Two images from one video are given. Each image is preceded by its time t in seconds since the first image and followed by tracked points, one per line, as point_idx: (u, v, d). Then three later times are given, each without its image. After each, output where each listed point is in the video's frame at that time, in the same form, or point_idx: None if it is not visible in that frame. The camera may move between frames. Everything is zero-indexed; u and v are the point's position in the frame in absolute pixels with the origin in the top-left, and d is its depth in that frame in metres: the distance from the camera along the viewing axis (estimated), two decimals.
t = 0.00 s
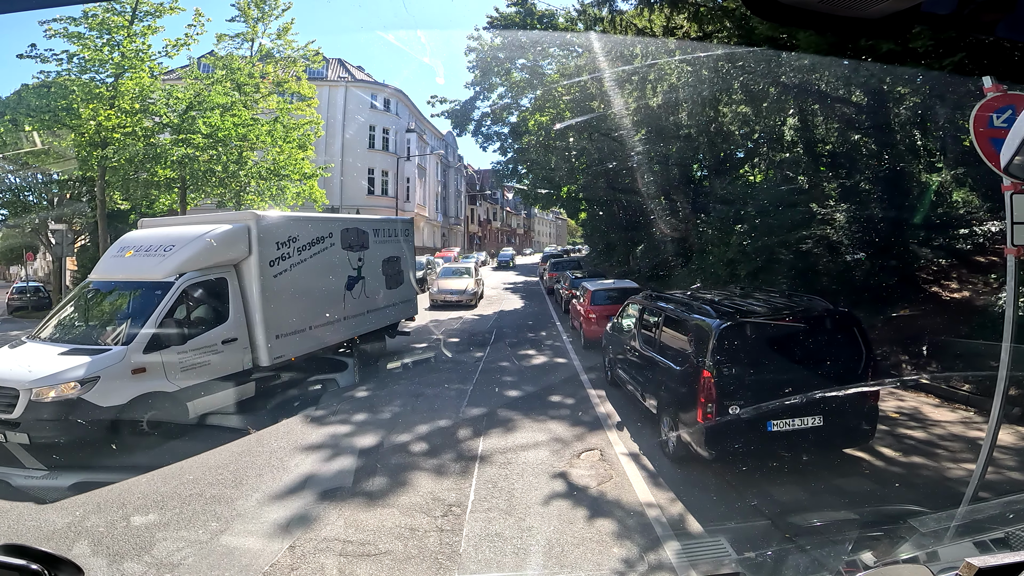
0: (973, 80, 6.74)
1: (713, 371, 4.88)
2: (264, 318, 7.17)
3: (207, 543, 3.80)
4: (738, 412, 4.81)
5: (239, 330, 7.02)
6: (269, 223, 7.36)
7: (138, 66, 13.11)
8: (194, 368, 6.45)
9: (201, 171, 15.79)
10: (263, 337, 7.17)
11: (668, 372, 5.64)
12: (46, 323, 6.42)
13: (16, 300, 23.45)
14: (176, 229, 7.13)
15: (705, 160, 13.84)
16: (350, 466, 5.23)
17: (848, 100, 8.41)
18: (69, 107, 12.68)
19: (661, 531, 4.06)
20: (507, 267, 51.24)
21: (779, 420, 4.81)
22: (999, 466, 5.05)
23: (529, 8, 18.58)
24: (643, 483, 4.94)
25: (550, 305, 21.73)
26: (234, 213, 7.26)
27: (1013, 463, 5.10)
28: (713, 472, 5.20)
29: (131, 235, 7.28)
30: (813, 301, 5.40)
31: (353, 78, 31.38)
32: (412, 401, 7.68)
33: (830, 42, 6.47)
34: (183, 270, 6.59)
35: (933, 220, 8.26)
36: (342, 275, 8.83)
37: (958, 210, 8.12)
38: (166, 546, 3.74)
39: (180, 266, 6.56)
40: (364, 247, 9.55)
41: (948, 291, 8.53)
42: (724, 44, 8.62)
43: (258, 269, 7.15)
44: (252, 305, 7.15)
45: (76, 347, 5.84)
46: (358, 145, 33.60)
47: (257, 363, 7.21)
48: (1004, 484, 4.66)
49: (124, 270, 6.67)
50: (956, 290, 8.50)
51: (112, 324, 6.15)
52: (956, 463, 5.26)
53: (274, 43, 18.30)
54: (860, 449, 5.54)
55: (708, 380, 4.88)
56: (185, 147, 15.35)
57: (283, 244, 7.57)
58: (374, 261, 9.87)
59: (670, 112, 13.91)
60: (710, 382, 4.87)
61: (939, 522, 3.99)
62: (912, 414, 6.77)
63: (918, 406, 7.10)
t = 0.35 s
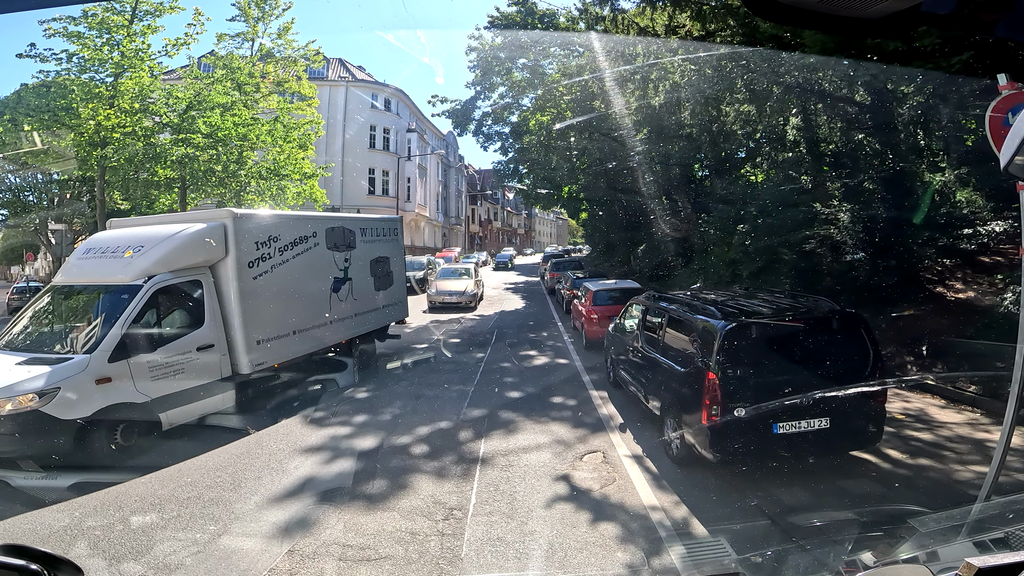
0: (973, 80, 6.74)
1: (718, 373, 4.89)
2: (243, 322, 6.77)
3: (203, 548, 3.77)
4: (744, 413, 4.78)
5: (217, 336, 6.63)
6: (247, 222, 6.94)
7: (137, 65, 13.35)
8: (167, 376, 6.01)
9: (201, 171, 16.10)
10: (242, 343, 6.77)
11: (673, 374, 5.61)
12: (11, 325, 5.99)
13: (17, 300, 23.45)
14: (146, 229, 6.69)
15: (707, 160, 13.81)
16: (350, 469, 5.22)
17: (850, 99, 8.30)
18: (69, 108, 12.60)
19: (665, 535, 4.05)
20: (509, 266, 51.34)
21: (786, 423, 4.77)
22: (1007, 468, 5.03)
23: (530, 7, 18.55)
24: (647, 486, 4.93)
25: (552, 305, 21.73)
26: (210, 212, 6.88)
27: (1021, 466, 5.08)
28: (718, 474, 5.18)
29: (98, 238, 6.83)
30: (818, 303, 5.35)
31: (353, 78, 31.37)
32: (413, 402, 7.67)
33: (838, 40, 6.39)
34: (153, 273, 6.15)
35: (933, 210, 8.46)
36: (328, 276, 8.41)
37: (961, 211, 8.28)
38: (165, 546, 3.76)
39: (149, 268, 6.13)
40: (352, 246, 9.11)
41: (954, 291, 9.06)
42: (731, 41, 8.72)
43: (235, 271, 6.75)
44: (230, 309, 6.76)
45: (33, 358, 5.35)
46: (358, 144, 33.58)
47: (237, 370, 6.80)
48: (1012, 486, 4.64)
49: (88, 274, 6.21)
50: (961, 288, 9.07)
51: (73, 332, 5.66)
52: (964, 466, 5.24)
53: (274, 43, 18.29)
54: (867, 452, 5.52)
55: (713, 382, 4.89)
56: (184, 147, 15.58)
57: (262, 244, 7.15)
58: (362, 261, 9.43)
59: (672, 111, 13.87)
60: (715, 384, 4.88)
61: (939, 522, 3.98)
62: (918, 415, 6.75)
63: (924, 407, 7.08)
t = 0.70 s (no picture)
0: (974, 81, 6.71)
1: (725, 375, 4.85)
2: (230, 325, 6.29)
3: (199, 554, 3.74)
4: (750, 416, 4.77)
5: (201, 340, 6.14)
6: (235, 219, 6.46)
7: (136, 63, 13.37)
8: (150, 386, 5.54)
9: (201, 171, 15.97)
10: (229, 347, 6.28)
11: (679, 377, 5.56)
12: None
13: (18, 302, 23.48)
14: (122, 228, 6.13)
15: (710, 160, 14.01)
16: (349, 472, 5.22)
17: (854, 97, 8.41)
18: (67, 107, 12.69)
19: (670, 539, 4.02)
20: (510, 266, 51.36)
21: (793, 426, 4.75)
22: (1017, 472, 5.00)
23: (531, 7, 18.54)
24: (651, 490, 4.91)
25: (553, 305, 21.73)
26: (196, 209, 6.38)
27: None
28: (723, 478, 5.16)
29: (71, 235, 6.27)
30: (823, 304, 5.32)
31: (353, 78, 30.85)
32: (415, 404, 7.65)
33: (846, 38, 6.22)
34: (132, 275, 5.64)
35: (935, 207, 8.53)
36: (319, 278, 7.98)
37: (967, 210, 8.37)
38: (164, 548, 3.79)
39: (127, 270, 5.61)
40: (343, 246, 8.68)
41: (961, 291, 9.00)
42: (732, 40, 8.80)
43: (221, 273, 6.25)
44: (215, 311, 6.27)
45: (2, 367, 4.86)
46: (360, 144, 33.64)
47: (223, 377, 6.31)
48: None
49: (60, 275, 5.68)
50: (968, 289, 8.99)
51: (46, 338, 5.18)
52: (974, 468, 5.20)
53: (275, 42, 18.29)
54: (875, 454, 5.50)
55: (720, 384, 4.84)
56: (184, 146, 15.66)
57: (251, 245, 6.67)
58: (354, 262, 9.00)
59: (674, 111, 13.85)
60: (721, 387, 4.84)
61: (940, 521, 3.96)
62: (926, 418, 6.72)
63: (932, 409, 7.04)
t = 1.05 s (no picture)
0: (975, 80, 6.68)
1: (734, 378, 4.67)
2: (220, 325, 6.03)
3: (196, 562, 3.69)
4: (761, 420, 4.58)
5: (188, 341, 5.89)
6: (225, 218, 6.21)
7: (136, 63, 13.56)
8: (136, 396, 5.31)
9: (202, 171, 15.99)
10: (218, 348, 6.03)
11: (681, 376, 5.62)
12: None
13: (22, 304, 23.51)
14: (103, 226, 5.85)
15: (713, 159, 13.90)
16: (349, 476, 5.19)
17: (859, 96, 8.37)
18: (66, 105, 12.82)
19: (678, 545, 3.96)
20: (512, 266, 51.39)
21: (804, 429, 4.56)
22: None
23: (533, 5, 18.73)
24: (658, 493, 4.86)
25: (555, 305, 21.75)
26: (183, 208, 6.13)
27: None
28: (731, 481, 5.11)
29: (48, 235, 5.96)
30: (838, 305, 5.26)
31: (354, 78, 31.28)
32: (416, 406, 7.63)
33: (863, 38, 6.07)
34: (115, 277, 5.40)
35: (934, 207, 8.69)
36: (313, 280, 7.77)
37: (972, 211, 8.61)
38: (163, 549, 3.84)
39: (110, 272, 5.36)
40: (336, 247, 8.46)
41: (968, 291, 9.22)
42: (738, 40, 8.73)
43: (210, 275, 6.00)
44: (204, 311, 6.02)
45: None
46: (361, 144, 33.72)
47: (213, 379, 6.05)
48: None
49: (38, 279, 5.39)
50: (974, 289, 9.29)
51: (24, 346, 4.92)
52: (987, 471, 5.14)
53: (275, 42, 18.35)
54: (886, 457, 5.43)
55: (729, 387, 4.68)
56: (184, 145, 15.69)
57: (242, 245, 6.43)
58: (347, 263, 8.79)
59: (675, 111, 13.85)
60: (730, 389, 4.67)
61: (940, 520, 3.94)
62: (935, 419, 6.67)
63: (941, 411, 6.98)
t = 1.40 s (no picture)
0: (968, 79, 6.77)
1: (742, 380, 4.61)
2: (209, 325, 5.78)
3: (193, 567, 3.67)
4: (770, 424, 4.50)
5: (175, 341, 5.64)
6: (215, 216, 5.91)
7: (135, 61, 13.66)
8: (123, 406, 5.06)
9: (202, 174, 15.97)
10: (208, 348, 5.77)
11: (683, 376, 5.69)
12: None
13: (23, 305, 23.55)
14: (86, 225, 5.54)
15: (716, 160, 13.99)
16: (350, 479, 5.17)
17: (867, 96, 8.41)
18: (65, 104, 12.76)
19: (685, 552, 3.89)
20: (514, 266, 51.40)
21: (813, 432, 4.49)
22: None
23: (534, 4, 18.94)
24: (664, 498, 4.82)
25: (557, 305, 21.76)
26: (170, 205, 5.82)
27: None
28: (738, 485, 5.04)
29: (26, 236, 5.64)
30: (851, 305, 5.26)
31: (355, 78, 31.32)
32: (417, 408, 7.62)
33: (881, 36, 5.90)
34: (98, 279, 5.10)
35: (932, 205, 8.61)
36: (306, 281, 7.54)
37: (976, 210, 8.47)
38: (162, 549, 3.91)
39: (92, 274, 5.05)
40: (330, 247, 8.23)
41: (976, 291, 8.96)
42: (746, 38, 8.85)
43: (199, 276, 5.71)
44: (192, 310, 5.76)
45: None
46: (362, 144, 33.71)
47: (201, 380, 5.81)
48: None
49: (14, 282, 5.07)
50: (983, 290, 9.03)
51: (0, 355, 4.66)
52: (997, 475, 5.08)
53: (277, 41, 18.49)
54: (895, 461, 5.38)
55: (737, 390, 4.60)
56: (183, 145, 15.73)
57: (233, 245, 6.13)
58: (341, 264, 8.55)
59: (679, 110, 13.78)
60: (738, 392, 4.60)
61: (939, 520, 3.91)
62: (944, 421, 6.62)
63: (949, 413, 6.93)
